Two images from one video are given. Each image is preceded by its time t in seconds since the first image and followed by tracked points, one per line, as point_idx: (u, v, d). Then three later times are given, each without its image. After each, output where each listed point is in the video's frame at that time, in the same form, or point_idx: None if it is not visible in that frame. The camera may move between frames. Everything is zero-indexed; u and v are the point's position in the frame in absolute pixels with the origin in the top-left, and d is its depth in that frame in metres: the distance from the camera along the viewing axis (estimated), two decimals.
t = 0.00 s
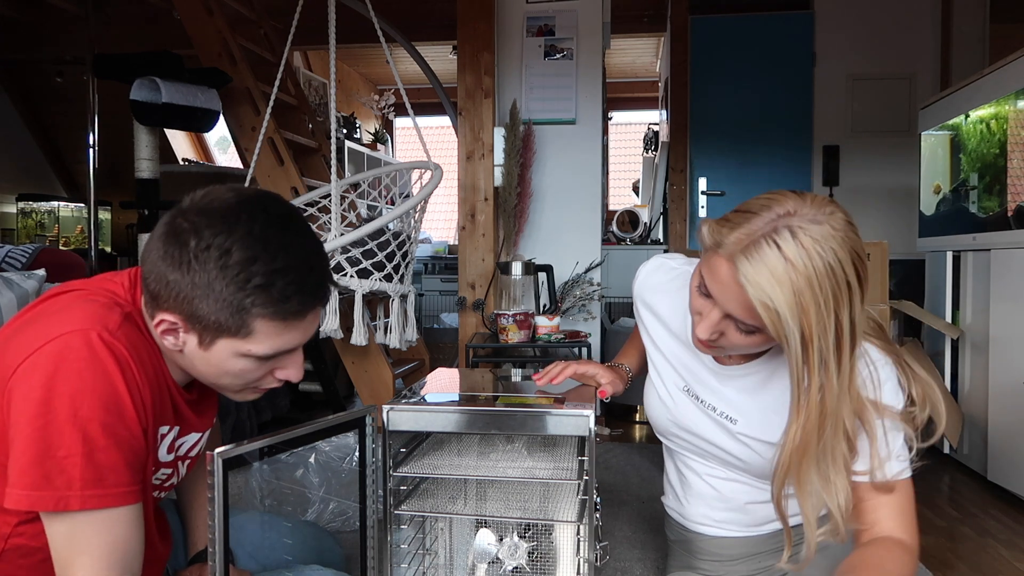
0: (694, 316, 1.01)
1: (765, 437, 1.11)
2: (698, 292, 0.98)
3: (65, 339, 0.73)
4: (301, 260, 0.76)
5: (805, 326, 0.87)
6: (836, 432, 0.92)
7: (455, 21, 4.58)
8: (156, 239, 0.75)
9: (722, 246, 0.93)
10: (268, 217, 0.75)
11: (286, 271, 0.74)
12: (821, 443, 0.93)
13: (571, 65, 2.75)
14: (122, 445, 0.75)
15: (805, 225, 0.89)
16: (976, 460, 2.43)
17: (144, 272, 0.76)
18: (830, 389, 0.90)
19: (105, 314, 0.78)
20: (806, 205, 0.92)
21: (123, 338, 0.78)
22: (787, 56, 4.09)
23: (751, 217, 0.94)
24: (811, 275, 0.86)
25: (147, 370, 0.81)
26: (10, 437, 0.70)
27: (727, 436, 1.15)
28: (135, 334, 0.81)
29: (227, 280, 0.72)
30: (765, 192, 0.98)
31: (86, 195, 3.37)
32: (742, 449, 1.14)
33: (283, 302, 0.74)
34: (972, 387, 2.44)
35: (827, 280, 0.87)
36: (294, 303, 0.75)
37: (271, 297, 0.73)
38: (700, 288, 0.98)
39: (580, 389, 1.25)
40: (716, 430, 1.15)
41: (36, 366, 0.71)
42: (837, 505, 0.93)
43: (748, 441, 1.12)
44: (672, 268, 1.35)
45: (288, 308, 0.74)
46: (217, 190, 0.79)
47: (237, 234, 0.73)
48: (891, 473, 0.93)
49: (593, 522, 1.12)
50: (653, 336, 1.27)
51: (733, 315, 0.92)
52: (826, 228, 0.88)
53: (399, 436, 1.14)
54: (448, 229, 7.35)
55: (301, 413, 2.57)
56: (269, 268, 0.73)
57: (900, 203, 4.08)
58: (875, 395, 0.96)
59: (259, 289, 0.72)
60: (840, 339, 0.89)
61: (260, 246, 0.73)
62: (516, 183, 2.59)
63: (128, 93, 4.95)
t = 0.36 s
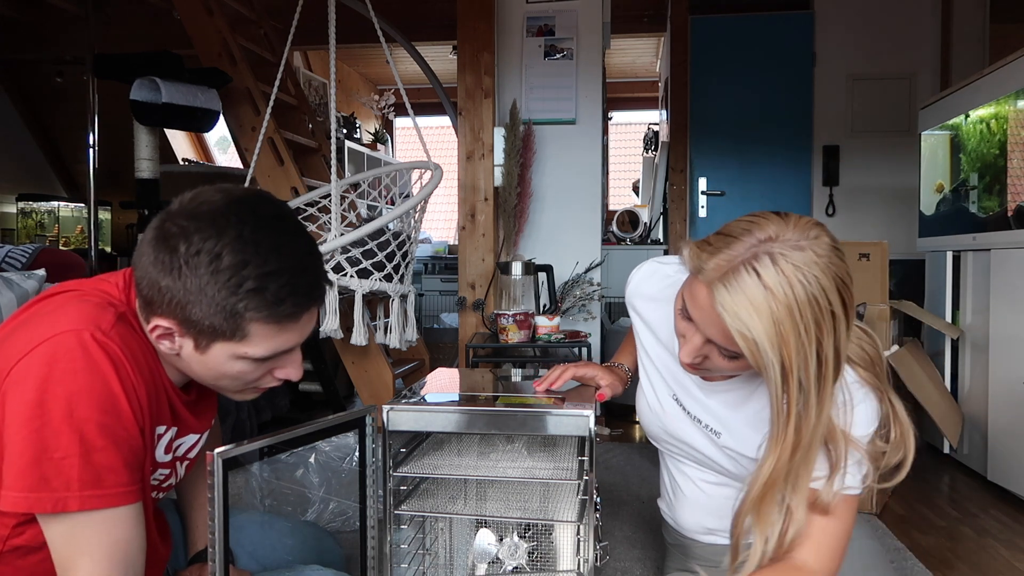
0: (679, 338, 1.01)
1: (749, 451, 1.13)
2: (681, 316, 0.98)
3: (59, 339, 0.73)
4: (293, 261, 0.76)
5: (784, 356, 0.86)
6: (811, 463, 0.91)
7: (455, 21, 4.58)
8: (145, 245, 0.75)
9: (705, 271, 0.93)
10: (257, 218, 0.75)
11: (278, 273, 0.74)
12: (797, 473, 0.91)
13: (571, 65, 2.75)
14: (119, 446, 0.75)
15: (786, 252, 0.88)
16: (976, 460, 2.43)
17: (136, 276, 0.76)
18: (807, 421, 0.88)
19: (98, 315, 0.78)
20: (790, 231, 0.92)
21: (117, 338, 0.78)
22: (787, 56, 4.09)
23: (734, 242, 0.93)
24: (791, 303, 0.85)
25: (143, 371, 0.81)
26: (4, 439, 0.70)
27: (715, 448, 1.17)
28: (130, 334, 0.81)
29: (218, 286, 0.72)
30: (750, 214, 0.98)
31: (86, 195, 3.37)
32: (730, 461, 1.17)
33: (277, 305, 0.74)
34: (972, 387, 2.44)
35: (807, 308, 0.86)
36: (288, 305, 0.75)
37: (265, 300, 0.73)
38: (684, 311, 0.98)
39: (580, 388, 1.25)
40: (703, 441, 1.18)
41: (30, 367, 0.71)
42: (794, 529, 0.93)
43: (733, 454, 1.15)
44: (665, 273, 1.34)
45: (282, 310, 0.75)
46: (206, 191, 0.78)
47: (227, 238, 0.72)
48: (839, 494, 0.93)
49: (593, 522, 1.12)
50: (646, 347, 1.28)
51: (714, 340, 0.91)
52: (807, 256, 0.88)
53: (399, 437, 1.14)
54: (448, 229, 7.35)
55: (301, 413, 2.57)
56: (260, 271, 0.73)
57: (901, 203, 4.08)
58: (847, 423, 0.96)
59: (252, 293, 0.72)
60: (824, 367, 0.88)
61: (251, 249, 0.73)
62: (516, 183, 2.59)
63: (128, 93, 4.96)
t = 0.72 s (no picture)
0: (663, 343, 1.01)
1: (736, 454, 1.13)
2: (664, 322, 0.99)
3: (56, 340, 0.73)
4: (286, 263, 0.76)
5: (764, 362, 0.86)
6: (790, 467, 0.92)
7: (455, 21, 4.58)
8: (139, 248, 0.75)
9: (686, 278, 0.93)
10: (249, 220, 0.75)
11: (271, 276, 0.74)
12: (774, 478, 0.92)
13: (571, 65, 2.75)
14: (117, 446, 0.75)
15: (766, 259, 0.88)
16: (976, 460, 2.43)
17: (132, 279, 0.76)
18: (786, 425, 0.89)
19: (94, 315, 0.79)
20: (770, 238, 0.92)
21: (113, 338, 0.78)
22: (787, 56, 4.09)
23: (716, 249, 0.94)
24: (771, 311, 0.85)
25: (139, 372, 0.81)
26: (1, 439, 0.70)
27: (704, 451, 1.18)
28: (127, 334, 0.81)
29: (210, 289, 0.72)
30: (732, 221, 0.99)
31: (86, 195, 3.37)
32: (719, 464, 1.17)
33: (270, 308, 0.74)
34: (972, 387, 2.44)
35: (786, 316, 0.86)
36: (282, 307, 0.75)
37: (257, 303, 0.73)
38: (667, 318, 0.98)
39: (580, 387, 1.25)
40: (692, 444, 1.19)
41: (26, 367, 0.71)
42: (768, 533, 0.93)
43: (721, 456, 1.15)
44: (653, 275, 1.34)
45: (276, 312, 0.74)
46: (198, 193, 0.78)
47: (219, 240, 0.72)
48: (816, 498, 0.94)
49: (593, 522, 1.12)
50: (635, 350, 1.29)
51: (696, 347, 0.92)
52: (786, 263, 0.88)
53: (399, 437, 1.14)
54: (448, 229, 7.35)
55: (301, 413, 2.57)
56: (252, 274, 0.73)
57: (901, 203, 4.08)
58: (825, 429, 0.97)
59: (245, 296, 0.72)
60: (803, 374, 0.89)
61: (243, 251, 0.73)
62: (516, 183, 2.59)
63: (128, 93, 4.96)
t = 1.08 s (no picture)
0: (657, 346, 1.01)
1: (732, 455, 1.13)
2: (657, 324, 0.98)
3: (54, 339, 0.73)
4: (285, 269, 0.76)
5: (756, 365, 0.86)
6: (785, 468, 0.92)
7: (455, 21, 4.58)
8: (138, 252, 0.75)
9: (678, 281, 0.93)
10: (248, 225, 0.75)
11: (270, 283, 0.74)
12: (768, 480, 0.92)
13: (571, 65, 2.75)
14: (116, 446, 0.75)
15: (757, 261, 0.88)
16: (976, 460, 2.43)
17: (130, 283, 0.76)
18: (779, 429, 0.89)
19: (94, 315, 0.78)
20: (761, 240, 0.92)
21: (113, 338, 0.78)
22: (786, 56, 4.10)
23: (707, 251, 0.94)
24: (763, 313, 0.85)
25: (139, 372, 0.81)
26: None
27: (700, 453, 1.18)
28: (127, 335, 0.81)
29: (209, 296, 0.71)
30: (723, 223, 0.99)
31: (86, 195, 3.37)
32: (715, 465, 1.17)
33: (269, 314, 0.74)
34: (972, 387, 2.44)
35: (777, 318, 0.86)
36: (280, 313, 0.75)
37: (257, 310, 0.73)
38: (660, 320, 0.98)
39: (580, 387, 1.25)
40: (688, 445, 1.19)
41: (26, 367, 0.71)
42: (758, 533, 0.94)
43: (716, 457, 1.15)
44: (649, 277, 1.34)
45: (275, 319, 0.75)
46: (197, 195, 0.77)
47: (218, 246, 0.72)
48: (801, 499, 0.95)
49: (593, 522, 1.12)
50: (632, 350, 1.28)
51: (688, 349, 0.92)
52: (777, 265, 0.88)
53: (399, 437, 1.14)
54: (448, 229, 7.35)
55: (301, 413, 2.57)
56: (252, 281, 0.73)
57: (901, 203, 4.08)
58: (818, 431, 0.98)
59: (244, 303, 0.72)
60: (795, 376, 0.89)
61: (242, 258, 0.73)
62: (516, 183, 2.59)
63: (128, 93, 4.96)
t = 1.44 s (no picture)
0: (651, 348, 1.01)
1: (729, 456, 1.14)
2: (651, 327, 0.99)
3: (54, 339, 0.73)
4: (294, 285, 0.76)
5: (748, 368, 0.86)
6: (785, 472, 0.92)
7: (455, 21, 4.58)
8: (144, 262, 0.75)
9: (669, 283, 0.93)
10: (259, 240, 0.74)
11: (279, 299, 0.74)
12: (767, 483, 0.92)
13: (571, 65, 2.75)
14: (115, 446, 0.75)
15: (748, 264, 0.89)
16: (976, 459, 2.43)
17: (135, 290, 0.76)
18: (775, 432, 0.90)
19: (92, 315, 0.78)
20: (752, 242, 0.92)
21: (111, 338, 0.78)
22: (786, 56, 4.10)
23: (698, 254, 0.94)
24: (754, 317, 0.86)
25: (139, 374, 0.81)
26: None
27: (699, 455, 1.18)
28: (126, 335, 0.81)
29: (218, 311, 0.71)
30: (715, 224, 0.99)
31: (86, 195, 3.37)
32: (713, 466, 1.18)
33: (277, 331, 0.74)
34: (972, 387, 2.44)
35: (768, 320, 0.86)
36: (289, 330, 0.75)
37: (265, 326, 0.73)
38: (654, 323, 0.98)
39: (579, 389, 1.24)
40: (686, 447, 1.19)
41: (24, 368, 0.71)
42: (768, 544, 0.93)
43: (714, 458, 1.16)
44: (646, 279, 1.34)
45: (283, 335, 0.75)
46: (207, 206, 0.77)
47: (229, 262, 0.72)
48: (811, 509, 0.96)
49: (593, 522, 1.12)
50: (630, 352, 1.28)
51: (682, 352, 0.92)
52: (767, 267, 0.88)
53: (399, 437, 1.14)
54: (448, 229, 7.35)
55: (301, 413, 2.57)
56: (262, 299, 0.73)
57: (901, 203, 4.08)
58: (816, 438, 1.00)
59: (254, 319, 0.72)
60: (789, 378, 0.89)
61: (253, 275, 0.72)
62: (516, 183, 2.59)
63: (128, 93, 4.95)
